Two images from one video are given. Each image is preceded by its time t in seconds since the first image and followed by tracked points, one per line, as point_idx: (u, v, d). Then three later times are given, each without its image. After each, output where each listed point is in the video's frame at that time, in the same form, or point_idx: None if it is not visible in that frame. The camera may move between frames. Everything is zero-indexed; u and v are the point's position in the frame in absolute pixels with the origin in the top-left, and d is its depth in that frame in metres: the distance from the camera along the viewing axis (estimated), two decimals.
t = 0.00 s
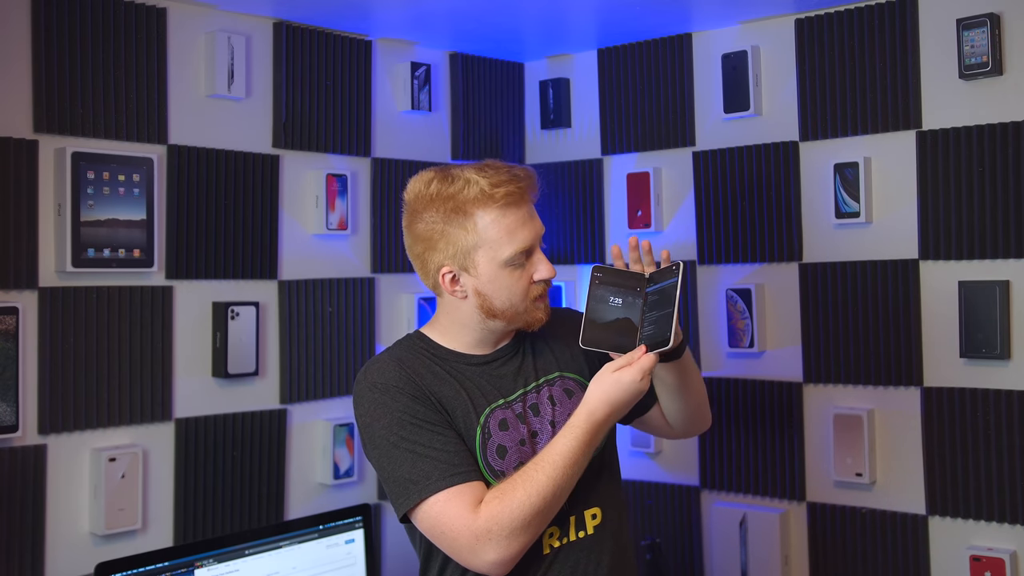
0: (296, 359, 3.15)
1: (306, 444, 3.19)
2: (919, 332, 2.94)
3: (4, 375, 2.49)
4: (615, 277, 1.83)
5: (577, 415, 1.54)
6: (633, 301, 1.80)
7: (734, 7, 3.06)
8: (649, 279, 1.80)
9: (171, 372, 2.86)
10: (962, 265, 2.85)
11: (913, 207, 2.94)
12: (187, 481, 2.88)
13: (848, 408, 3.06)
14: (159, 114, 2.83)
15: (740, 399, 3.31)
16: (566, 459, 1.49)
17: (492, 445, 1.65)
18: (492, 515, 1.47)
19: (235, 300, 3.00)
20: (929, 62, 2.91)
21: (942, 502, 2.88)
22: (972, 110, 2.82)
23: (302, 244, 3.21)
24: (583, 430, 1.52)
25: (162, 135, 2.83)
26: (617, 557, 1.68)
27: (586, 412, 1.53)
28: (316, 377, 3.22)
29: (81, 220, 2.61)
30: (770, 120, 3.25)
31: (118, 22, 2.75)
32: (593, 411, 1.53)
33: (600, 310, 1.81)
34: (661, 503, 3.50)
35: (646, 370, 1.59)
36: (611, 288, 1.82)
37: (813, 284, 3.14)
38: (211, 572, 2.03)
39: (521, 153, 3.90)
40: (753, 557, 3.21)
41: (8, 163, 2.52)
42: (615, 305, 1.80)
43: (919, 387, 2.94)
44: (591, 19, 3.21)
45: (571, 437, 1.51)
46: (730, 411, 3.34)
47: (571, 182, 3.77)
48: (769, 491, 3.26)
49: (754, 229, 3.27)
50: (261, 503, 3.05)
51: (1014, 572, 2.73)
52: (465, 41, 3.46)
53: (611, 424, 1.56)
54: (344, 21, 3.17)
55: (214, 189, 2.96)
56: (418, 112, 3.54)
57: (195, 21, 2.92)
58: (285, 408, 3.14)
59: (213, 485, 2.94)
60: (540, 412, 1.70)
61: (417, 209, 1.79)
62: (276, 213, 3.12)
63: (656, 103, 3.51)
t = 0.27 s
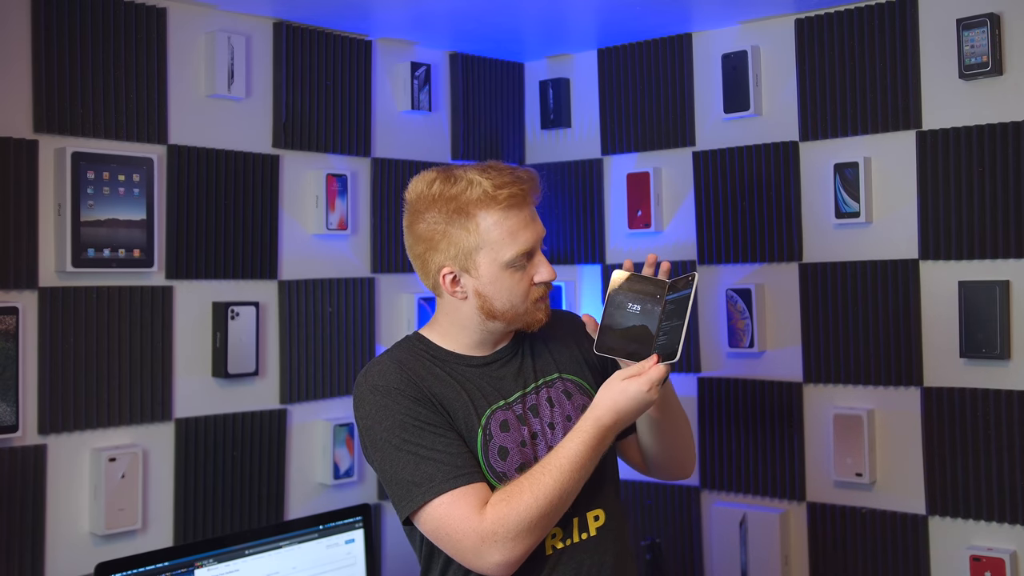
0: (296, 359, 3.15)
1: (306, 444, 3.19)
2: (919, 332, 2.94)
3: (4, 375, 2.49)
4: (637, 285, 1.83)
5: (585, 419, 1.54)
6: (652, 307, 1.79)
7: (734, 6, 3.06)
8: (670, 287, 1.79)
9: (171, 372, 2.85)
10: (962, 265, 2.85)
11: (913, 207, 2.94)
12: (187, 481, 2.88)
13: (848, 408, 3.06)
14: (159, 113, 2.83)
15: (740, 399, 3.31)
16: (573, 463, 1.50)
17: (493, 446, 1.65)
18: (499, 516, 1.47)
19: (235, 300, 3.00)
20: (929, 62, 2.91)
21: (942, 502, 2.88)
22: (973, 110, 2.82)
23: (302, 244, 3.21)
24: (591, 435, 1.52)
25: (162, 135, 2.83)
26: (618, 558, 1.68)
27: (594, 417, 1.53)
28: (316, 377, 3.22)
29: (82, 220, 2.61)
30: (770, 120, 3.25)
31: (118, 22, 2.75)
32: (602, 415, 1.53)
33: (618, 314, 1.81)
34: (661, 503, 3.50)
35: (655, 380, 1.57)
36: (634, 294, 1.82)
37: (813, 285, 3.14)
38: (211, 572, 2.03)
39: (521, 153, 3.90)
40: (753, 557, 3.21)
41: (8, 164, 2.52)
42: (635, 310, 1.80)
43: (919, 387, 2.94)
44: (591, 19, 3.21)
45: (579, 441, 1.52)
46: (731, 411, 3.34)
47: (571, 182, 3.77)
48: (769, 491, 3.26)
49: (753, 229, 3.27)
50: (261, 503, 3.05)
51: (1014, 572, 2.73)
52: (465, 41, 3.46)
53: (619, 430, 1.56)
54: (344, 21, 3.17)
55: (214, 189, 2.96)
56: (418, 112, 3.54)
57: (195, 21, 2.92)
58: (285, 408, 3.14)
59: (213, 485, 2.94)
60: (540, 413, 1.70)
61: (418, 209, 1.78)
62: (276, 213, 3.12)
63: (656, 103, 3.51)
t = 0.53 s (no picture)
0: (296, 359, 3.16)
1: (306, 444, 3.20)
2: (919, 332, 2.94)
3: (4, 375, 2.50)
4: (634, 286, 1.83)
5: (588, 423, 1.53)
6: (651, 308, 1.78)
7: (734, 6, 3.06)
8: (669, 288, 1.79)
9: (171, 372, 2.86)
10: (962, 265, 2.85)
11: (913, 207, 2.94)
12: (187, 481, 2.88)
13: (848, 408, 3.06)
14: (159, 113, 2.83)
15: (740, 399, 3.31)
16: (575, 466, 1.49)
17: (494, 448, 1.65)
18: (499, 520, 1.47)
19: (235, 299, 3.00)
20: (929, 62, 2.90)
21: (942, 502, 2.88)
22: (973, 110, 2.81)
23: (303, 244, 3.21)
24: (593, 439, 1.51)
25: (162, 135, 2.83)
26: (617, 558, 1.68)
27: (597, 421, 1.52)
28: (317, 377, 3.22)
29: (82, 220, 2.62)
30: (770, 120, 3.25)
31: (117, 22, 2.75)
32: (606, 419, 1.52)
33: (617, 316, 1.80)
34: (662, 503, 3.50)
35: (660, 382, 1.56)
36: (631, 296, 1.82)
37: (813, 285, 3.14)
38: (211, 572, 2.03)
39: (521, 153, 3.90)
40: (753, 557, 3.20)
41: (8, 164, 2.52)
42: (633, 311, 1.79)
43: (919, 387, 2.94)
44: (591, 19, 3.21)
45: (581, 445, 1.51)
46: (731, 411, 3.34)
47: (572, 182, 3.77)
48: (769, 491, 3.26)
49: (754, 229, 3.27)
50: (261, 503, 3.06)
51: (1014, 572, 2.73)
52: (465, 41, 3.46)
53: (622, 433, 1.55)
54: (344, 21, 3.17)
55: (214, 189, 2.96)
56: (418, 112, 3.54)
57: (195, 21, 2.92)
58: (285, 408, 3.14)
59: (213, 484, 2.95)
60: (541, 414, 1.70)
61: (417, 209, 1.78)
62: (276, 213, 3.12)
63: (656, 103, 3.51)
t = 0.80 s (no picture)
0: (296, 359, 3.15)
1: (306, 444, 3.19)
2: (919, 332, 2.94)
3: (4, 375, 2.49)
4: (653, 287, 1.86)
5: (594, 422, 1.53)
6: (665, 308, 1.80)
7: (734, 6, 3.06)
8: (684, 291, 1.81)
9: (171, 373, 2.85)
10: (962, 265, 2.85)
11: (913, 207, 2.94)
12: (187, 481, 2.88)
13: (848, 408, 3.06)
14: (159, 113, 2.82)
15: (740, 399, 3.31)
16: (580, 466, 1.49)
17: (497, 446, 1.64)
18: (501, 518, 1.47)
19: (235, 299, 3.00)
20: (929, 62, 2.91)
21: (942, 501, 2.88)
22: (973, 110, 2.82)
23: (303, 244, 3.21)
24: (598, 439, 1.51)
25: (162, 135, 2.83)
26: (619, 559, 1.68)
27: (604, 420, 1.52)
28: (317, 376, 3.22)
29: (82, 220, 2.61)
30: (770, 120, 3.25)
31: (118, 22, 2.75)
32: (612, 419, 1.52)
33: (632, 314, 1.83)
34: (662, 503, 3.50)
35: (667, 382, 1.57)
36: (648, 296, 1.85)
37: (813, 284, 3.14)
38: (211, 572, 2.03)
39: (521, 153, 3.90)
40: (753, 558, 3.20)
41: (8, 164, 2.52)
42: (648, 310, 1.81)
43: (919, 387, 2.94)
44: (591, 19, 3.21)
45: (586, 444, 1.51)
46: (731, 411, 3.34)
47: (572, 182, 3.77)
48: (769, 491, 3.25)
49: (753, 229, 3.27)
50: (261, 503, 3.05)
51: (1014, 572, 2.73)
52: (465, 41, 3.46)
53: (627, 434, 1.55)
54: (344, 21, 3.17)
55: (214, 189, 2.96)
56: (418, 112, 3.54)
57: (195, 21, 2.92)
58: (285, 408, 3.14)
59: (213, 484, 2.94)
60: (544, 412, 1.70)
61: (419, 195, 1.80)
62: (276, 213, 3.12)
63: (656, 103, 3.51)
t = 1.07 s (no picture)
0: (296, 359, 3.16)
1: (306, 444, 3.19)
2: (919, 332, 2.94)
3: (4, 375, 2.49)
4: (680, 321, 1.84)
5: (610, 450, 1.52)
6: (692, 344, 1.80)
7: (734, 6, 3.06)
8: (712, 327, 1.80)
9: (171, 373, 2.85)
10: (962, 265, 2.85)
11: (913, 207, 2.94)
12: (187, 481, 2.88)
13: (848, 408, 3.06)
14: (159, 113, 2.83)
15: (740, 400, 3.30)
16: (588, 492, 1.48)
17: (500, 449, 1.64)
18: (499, 528, 1.47)
19: (235, 300, 3.00)
20: (928, 62, 2.91)
21: (942, 501, 2.88)
22: (973, 110, 2.82)
23: (302, 244, 3.21)
24: (611, 468, 1.50)
25: (162, 135, 2.83)
26: (619, 561, 1.68)
27: (619, 450, 1.52)
28: (316, 376, 3.22)
29: (82, 220, 2.61)
30: (770, 120, 3.25)
31: (118, 22, 2.74)
32: (628, 451, 1.51)
33: (659, 350, 1.83)
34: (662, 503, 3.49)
35: (694, 421, 1.57)
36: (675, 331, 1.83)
37: (813, 284, 3.14)
38: (211, 572, 2.03)
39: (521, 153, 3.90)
40: (753, 558, 3.20)
41: (8, 164, 2.52)
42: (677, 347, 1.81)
43: (919, 387, 2.94)
44: (591, 19, 3.21)
45: (598, 470, 1.50)
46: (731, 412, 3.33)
47: (572, 182, 3.77)
48: (769, 491, 3.25)
49: (753, 229, 3.27)
50: (261, 503, 3.05)
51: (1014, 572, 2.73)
52: (465, 41, 3.47)
53: (643, 467, 1.53)
54: (345, 21, 3.17)
55: (214, 189, 2.96)
56: (418, 112, 3.54)
57: (195, 21, 2.92)
58: (285, 408, 3.14)
59: (213, 484, 2.94)
60: (552, 416, 1.69)
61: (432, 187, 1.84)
62: (276, 213, 3.12)
63: (656, 103, 3.51)
